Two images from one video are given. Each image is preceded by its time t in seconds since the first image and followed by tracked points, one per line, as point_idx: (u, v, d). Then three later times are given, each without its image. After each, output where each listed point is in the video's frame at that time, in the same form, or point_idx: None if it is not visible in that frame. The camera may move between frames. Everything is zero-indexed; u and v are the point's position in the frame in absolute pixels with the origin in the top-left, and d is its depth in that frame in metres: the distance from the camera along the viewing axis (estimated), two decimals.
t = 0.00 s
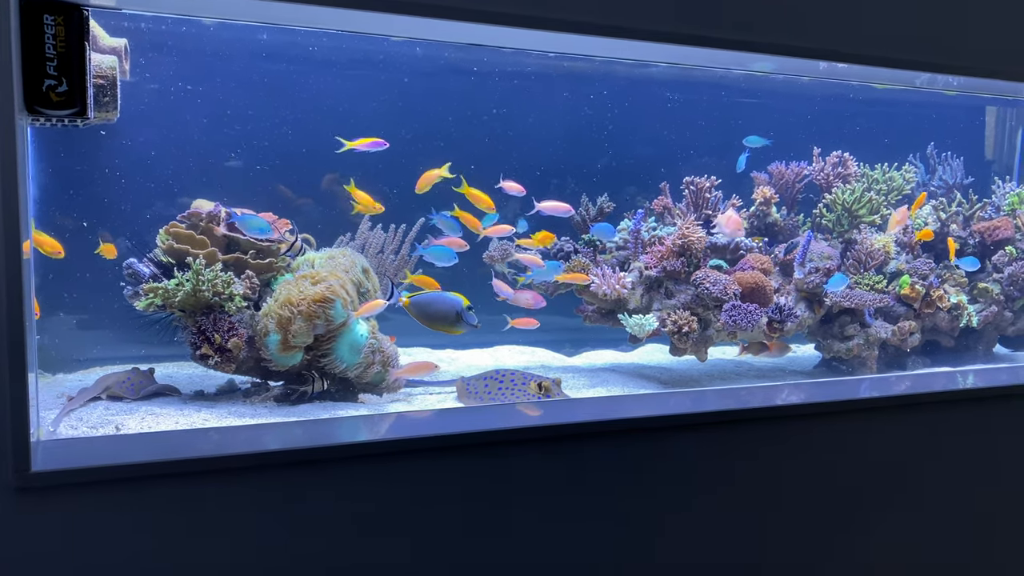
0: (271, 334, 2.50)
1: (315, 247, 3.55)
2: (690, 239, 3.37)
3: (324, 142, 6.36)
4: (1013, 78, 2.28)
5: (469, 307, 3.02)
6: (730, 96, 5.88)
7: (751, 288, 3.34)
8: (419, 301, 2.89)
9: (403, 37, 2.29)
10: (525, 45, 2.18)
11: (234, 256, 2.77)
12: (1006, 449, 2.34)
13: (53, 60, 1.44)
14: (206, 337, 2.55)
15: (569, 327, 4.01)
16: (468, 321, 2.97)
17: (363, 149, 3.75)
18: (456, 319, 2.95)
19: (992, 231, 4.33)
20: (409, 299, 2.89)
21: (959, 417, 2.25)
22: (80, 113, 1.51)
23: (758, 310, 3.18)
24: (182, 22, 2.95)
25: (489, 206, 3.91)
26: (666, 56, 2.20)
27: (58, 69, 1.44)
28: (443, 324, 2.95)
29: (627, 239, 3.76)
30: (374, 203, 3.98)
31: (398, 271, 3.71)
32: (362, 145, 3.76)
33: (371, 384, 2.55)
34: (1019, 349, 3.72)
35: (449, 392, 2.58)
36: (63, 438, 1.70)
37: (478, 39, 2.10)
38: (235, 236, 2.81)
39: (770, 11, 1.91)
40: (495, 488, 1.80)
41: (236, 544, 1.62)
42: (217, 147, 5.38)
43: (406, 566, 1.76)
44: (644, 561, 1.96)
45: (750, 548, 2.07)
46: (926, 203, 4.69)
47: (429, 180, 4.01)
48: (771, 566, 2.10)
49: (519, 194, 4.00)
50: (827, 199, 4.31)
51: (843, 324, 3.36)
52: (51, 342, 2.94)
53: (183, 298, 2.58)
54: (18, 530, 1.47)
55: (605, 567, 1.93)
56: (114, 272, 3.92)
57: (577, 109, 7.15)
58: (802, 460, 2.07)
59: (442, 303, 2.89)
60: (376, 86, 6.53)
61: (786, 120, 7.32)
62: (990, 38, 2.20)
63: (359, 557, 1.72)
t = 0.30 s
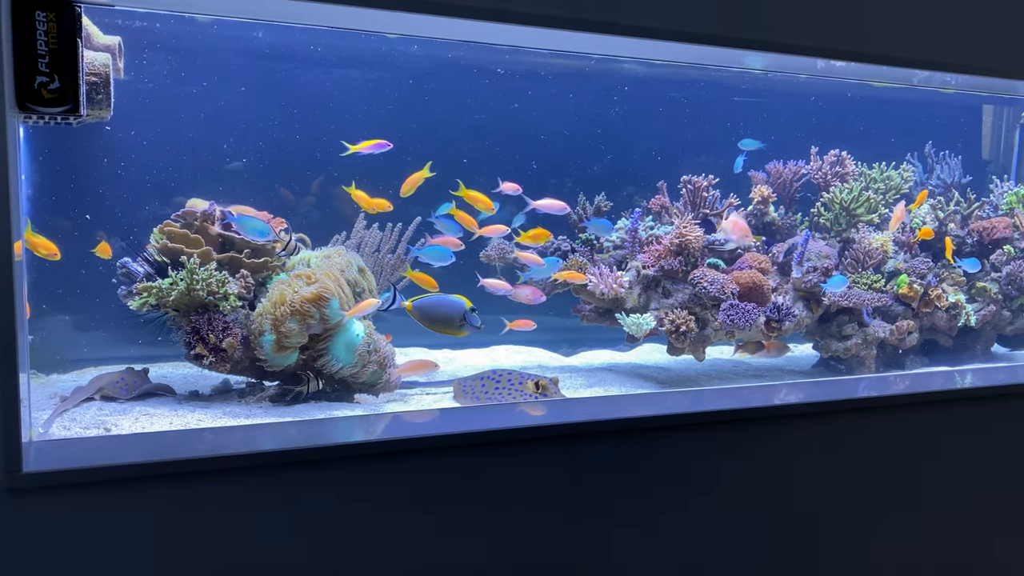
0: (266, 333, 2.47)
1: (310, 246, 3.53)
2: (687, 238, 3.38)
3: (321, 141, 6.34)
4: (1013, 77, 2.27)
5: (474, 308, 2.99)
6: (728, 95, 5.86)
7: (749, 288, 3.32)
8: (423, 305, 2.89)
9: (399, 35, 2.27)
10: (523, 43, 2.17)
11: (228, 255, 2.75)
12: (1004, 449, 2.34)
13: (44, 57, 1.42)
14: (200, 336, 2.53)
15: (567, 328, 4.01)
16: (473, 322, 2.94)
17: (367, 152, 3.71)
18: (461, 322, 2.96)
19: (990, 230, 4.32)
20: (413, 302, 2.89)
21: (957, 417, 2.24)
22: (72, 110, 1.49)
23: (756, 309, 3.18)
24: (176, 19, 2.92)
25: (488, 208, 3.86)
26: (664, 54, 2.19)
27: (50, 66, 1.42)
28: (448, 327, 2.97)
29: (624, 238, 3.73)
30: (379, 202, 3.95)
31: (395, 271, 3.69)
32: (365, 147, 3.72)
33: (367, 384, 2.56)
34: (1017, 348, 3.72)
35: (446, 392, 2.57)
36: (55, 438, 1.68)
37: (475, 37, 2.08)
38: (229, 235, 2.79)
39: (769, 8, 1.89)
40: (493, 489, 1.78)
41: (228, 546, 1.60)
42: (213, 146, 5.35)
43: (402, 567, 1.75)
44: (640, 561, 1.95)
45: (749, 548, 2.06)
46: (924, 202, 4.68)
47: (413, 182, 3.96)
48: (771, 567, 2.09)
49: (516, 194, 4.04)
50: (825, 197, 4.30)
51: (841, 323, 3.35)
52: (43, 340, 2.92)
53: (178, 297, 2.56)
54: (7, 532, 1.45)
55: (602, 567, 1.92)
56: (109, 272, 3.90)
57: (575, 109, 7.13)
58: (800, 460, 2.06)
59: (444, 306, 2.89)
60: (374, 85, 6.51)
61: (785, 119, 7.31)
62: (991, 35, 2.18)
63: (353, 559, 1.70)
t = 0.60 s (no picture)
0: (260, 334, 2.47)
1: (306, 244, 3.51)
2: (684, 237, 3.37)
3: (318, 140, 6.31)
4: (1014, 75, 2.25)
5: (477, 306, 2.97)
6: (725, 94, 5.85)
7: (746, 287, 3.31)
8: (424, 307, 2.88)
9: (393, 32, 2.24)
10: (520, 40, 2.15)
11: (222, 253, 2.71)
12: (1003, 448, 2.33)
13: (35, 53, 1.39)
14: (193, 336, 2.51)
15: (563, 328, 4.00)
16: (475, 321, 2.90)
17: (369, 155, 3.63)
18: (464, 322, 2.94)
19: (988, 229, 4.31)
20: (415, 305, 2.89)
21: (956, 417, 2.23)
22: (64, 108, 1.47)
23: (753, 309, 3.17)
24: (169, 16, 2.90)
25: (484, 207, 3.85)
26: (661, 51, 2.17)
27: (41, 63, 1.40)
28: (451, 328, 2.96)
29: (622, 237, 3.71)
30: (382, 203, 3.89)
31: (392, 271, 3.67)
32: (368, 150, 3.65)
33: (363, 384, 2.51)
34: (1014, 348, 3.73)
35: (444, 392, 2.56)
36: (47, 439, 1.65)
37: (473, 34, 2.06)
38: (223, 234, 2.76)
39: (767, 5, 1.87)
40: (489, 489, 1.77)
41: (222, 548, 1.58)
42: (210, 145, 5.33)
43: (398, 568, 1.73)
44: (639, 562, 1.94)
45: (747, 548, 2.05)
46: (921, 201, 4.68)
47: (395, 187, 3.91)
48: (770, 567, 2.08)
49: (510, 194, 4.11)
50: (823, 196, 4.28)
51: (838, 323, 3.34)
52: (34, 340, 2.89)
53: (171, 297, 2.54)
54: None
55: (600, 567, 1.90)
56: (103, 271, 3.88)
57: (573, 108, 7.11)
58: (798, 460, 2.05)
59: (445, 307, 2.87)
60: (370, 83, 6.48)
61: (783, 118, 7.30)
62: (988, 33, 2.16)
63: (348, 560, 1.68)
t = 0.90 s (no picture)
0: (253, 334, 2.44)
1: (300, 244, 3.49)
2: (681, 236, 3.33)
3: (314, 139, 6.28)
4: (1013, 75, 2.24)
5: (481, 306, 2.98)
6: (722, 93, 5.84)
7: (743, 286, 3.29)
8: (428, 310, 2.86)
9: (387, 28, 2.21)
10: (516, 38, 2.13)
11: (216, 252, 2.69)
12: (1001, 448, 2.32)
13: (25, 50, 1.26)
14: (186, 336, 2.49)
15: (559, 328, 3.99)
16: (480, 321, 2.95)
17: (370, 158, 3.58)
18: (469, 321, 2.95)
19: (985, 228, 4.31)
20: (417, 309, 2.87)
21: (954, 417, 2.22)
22: (55, 107, 1.33)
23: (751, 308, 3.16)
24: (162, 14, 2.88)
25: (479, 207, 3.83)
26: (659, 49, 2.14)
27: (31, 60, 1.27)
28: (457, 328, 2.95)
29: (618, 236, 3.69)
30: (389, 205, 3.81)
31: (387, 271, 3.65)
32: (369, 153, 3.58)
33: (357, 385, 2.51)
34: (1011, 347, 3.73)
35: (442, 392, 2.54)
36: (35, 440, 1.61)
37: (469, 32, 2.03)
38: (216, 232, 2.74)
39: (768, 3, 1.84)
40: (486, 491, 1.74)
41: (214, 552, 1.56)
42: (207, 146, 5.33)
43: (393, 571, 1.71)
44: (637, 563, 1.92)
45: (746, 548, 2.03)
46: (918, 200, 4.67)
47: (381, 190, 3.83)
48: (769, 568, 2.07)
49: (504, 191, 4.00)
50: (820, 196, 4.25)
51: (836, 322, 3.33)
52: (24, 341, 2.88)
53: (164, 296, 2.51)
54: None
55: (597, 569, 1.88)
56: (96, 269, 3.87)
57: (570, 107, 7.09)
58: (795, 460, 2.04)
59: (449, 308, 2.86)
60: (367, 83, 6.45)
61: (780, 117, 7.30)
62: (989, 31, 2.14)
63: (343, 563, 1.66)
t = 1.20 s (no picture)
0: (246, 336, 2.43)
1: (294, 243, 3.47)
2: (678, 235, 3.29)
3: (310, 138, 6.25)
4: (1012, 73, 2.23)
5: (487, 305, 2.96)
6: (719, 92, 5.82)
7: (740, 287, 3.28)
8: (434, 310, 2.85)
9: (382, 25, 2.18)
10: (512, 34, 2.10)
11: (208, 252, 2.67)
12: (1000, 445, 2.31)
13: (14, 46, 1.12)
14: (179, 336, 2.46)
15: (555, 327, 3.98)
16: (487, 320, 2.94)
17: (368, 159, 3.55)
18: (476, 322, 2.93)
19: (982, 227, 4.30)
20: (423, 309, 2.87)
21: (954, 414, 2.21)
22: (45, 105, 1.19)
23: (747, 307, 3.16)
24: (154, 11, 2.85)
25: (473, 204, 3.81)
26: (660, 47, 2.11)
27: (19, 56, 1.12)
28: (464, 329, 2.93)
29: (615, 235, 3.68)
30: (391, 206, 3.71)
31: (382, 271, 3.62)
32: (367, 155, 3.54)
33: (352, 385, 2.49)
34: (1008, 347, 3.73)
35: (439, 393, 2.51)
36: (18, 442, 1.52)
37: (466, 28, 2.00)
38: (209, 232, 2.71)
39: None
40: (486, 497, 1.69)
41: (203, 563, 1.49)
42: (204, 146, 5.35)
43: None
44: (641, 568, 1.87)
45: (748, 549, 2.00)
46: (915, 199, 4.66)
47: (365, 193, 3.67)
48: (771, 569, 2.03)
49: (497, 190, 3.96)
50: (817, 195, 4.20)
51: (832, 322, 3.33)
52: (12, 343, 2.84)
53: (155, 297, 2.48)
54: None
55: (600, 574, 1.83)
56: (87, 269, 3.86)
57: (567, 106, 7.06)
58: (796, 460, 2.02)
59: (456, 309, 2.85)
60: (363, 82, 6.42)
61: (778, 116, 7.28)
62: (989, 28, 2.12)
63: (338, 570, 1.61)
